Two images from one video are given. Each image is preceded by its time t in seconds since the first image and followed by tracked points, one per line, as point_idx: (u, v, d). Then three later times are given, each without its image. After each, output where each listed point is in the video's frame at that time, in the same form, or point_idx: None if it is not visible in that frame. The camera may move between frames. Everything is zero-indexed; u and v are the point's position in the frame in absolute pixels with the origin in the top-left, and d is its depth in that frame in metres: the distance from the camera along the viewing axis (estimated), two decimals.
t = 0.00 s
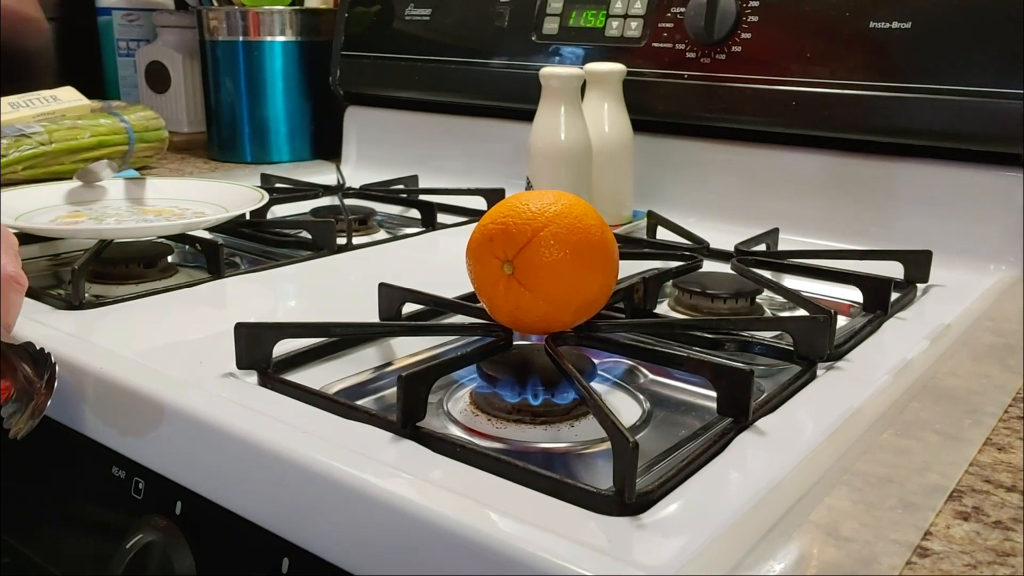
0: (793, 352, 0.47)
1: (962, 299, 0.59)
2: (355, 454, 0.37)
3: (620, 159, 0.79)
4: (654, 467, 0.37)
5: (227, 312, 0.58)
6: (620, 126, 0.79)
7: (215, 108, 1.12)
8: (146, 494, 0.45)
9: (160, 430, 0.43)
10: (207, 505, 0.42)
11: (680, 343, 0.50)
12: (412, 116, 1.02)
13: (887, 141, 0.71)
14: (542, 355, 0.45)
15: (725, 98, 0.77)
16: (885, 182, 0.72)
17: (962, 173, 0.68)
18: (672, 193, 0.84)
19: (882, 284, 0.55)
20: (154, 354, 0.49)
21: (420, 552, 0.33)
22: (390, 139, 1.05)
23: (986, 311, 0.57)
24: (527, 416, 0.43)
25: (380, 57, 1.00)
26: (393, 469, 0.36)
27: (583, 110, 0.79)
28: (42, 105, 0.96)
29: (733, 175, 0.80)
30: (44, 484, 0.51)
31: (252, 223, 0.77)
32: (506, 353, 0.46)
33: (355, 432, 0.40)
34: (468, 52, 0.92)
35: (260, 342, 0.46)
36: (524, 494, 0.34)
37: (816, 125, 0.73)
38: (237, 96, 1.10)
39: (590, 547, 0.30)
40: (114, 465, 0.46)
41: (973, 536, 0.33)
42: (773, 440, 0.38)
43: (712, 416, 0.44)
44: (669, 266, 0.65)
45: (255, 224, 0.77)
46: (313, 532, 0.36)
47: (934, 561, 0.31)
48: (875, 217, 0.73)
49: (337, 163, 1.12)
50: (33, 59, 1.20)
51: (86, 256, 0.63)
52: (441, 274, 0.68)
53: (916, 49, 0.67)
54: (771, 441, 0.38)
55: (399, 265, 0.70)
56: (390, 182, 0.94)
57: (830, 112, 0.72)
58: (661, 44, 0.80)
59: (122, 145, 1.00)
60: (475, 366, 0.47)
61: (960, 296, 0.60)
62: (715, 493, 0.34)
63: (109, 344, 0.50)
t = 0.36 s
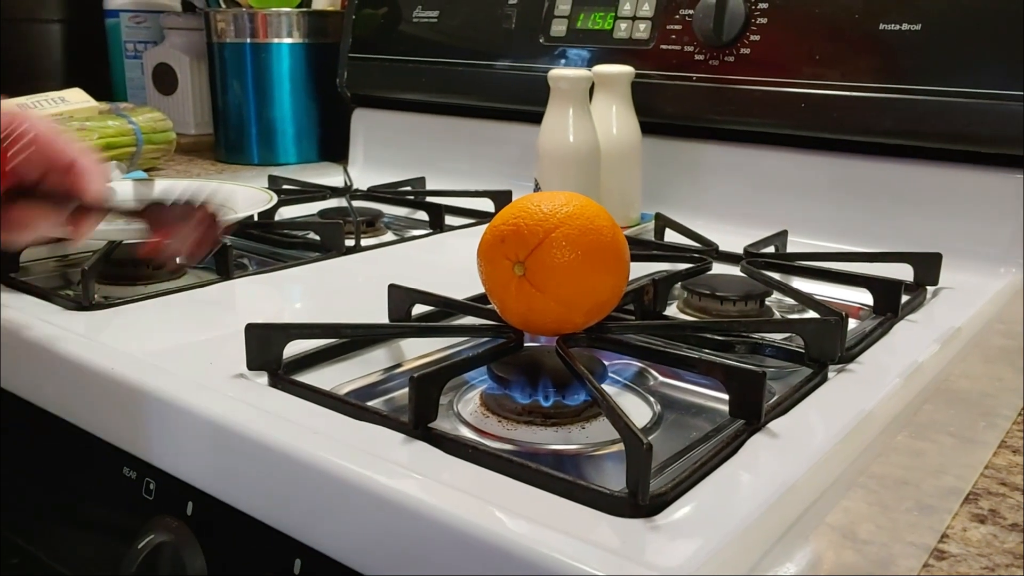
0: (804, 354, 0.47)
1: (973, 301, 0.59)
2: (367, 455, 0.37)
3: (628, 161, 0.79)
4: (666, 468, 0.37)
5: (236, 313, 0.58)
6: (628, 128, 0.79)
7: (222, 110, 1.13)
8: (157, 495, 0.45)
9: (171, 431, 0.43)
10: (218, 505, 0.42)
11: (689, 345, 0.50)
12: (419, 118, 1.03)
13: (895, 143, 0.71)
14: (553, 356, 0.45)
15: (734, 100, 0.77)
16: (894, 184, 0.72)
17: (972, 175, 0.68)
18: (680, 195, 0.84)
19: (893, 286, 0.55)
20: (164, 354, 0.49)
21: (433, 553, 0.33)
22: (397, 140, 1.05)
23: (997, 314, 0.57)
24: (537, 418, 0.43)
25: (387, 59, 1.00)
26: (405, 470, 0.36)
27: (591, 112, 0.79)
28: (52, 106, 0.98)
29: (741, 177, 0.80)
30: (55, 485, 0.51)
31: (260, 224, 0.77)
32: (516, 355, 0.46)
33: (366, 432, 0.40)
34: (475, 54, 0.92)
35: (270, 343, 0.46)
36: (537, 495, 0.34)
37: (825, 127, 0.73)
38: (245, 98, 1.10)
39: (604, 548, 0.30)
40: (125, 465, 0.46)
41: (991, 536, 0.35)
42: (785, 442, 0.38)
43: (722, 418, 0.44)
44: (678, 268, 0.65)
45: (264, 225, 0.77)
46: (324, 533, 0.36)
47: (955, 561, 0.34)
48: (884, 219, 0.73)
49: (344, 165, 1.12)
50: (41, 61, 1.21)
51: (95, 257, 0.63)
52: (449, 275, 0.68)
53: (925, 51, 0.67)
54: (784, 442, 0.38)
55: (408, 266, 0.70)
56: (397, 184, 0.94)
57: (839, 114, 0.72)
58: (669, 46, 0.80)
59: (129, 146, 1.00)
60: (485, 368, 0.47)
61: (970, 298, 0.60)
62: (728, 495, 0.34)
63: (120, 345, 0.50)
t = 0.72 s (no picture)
0: (809, 356, 0.46)
1: (979, 303, 0.59)
2: (372, 456, 0.37)
3: (632, 162, 0.79)
4: (671, 470, 0.37)
5: (241, 313, 0.58)
6: (632, 129, 0.79)
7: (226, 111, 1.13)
8: (161, 495, 0.45)
9: (177, 430, 0.42)
10: (223, 505, 0.42)
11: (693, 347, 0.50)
12: (423, 119, 1.03)
13: (901, 146, 0.71)
14: (558, 357, 0.45)
15: (740, 102, 0.76)
16: (899, 186, 0.72)
17: (977, 177, 0.68)
18: (684, 196, 0.84)
19: (899, 288, 0.54)
20: (170, 354, 0.49)
21: (437, 553, 0.33)
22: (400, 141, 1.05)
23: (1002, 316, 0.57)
24: (543, 419, 0.43)
25: (391, 60, 1.00)
26: (410, 471, 0.36)
27: (595, 113, 0.79)
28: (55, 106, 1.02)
29: (746, 179, 0.80)
30: (60, 485, 0.51)
31: (264, 225, 0.77)
32: (521, 356, 0.46)
33: (371, 433, 0.40)
34: (479, 55, 0.92)
35: (275, 344, 0.46)
36: (542, 497, 0.34)
37: (830, 128, 0.73)
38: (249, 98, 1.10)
39: (610, 549, 0.30)
40: (130, 465, 0.46)
41: (994, 541, 0.39)
42: (791, 443, 0.38)
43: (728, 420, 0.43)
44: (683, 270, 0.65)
45: (268, 226, 0.77)
46: (329, 533, 0.36)
47: (960, 565, 0.37)
48: (889, 221, 0.73)
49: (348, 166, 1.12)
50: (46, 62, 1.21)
51: (100, 257, 0.63)
52: (453, 276, 0.68)
53: (930, 53, 0.67)
54: (790, 444, 0.37)
55: (412, 267, 0.70)
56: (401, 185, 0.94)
57: (844, 116, 0.71)
58: (674, 48, 0.80)
59: (134, 147, 1.00)
60: (490, 368, 0.47)
61: (976, 300, 0.60)
62: (734, 496, 0.33)
63: (125, 345, 0.50)
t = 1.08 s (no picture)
0: (813, 361, 0.47)
1: (982, 308, 0.59)
2: (377, 462, 0.37)
3: (636, 166, 0.79)
4: (675, 477, 0.37)
5: (246, 318, 0.58)
6: (636, 133, 0.79)
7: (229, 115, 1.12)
8: (167, 500, 0.45)
9: (183, 436, 0.43)
10: (229, 511, 0.42)
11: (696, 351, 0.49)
12: (427, 123, 1.03)
13: (904, 151, 0.71)
14: (562, 363, 0.45)
15: (743, 107, 0.77)
16: (903, 191, 0.72)
17: (980, 182, 0.68)
18: (688, 200, 0.85)
19: (902, 293, 0.54)
20: (175, 359, 0.50)
21: (442, 560, 0.33)
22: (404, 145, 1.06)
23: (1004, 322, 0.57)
24: (547, 425, 0.43)
25: (395, 64, 1.00)
26: (416, 477, 0.36)
27: (599, 118, 0.79)
28: (62, 110, 1.03)
29: (750, 183, 0.80)
30: (66, 489, 0.52)
31: (269, 230, 0.78)
32: (525, 361, 0.46)
33: (377, 438, 0.40)
34: (483, 59, 0.92)
35: (280, 349, 0.46)
36: (546, 503, 0.34)
37: (833, 133, 0.73)
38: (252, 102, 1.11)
39: (614, 556, 0.30)
40: (136, 470, 0.46)
41: (998, 547, 0.41)
42: (795, 449, 0.38)
43: (731, 426, 0.44)
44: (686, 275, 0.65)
45: (273, 230, 0.78)
46: (333, 539, 0.37)
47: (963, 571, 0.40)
48: (893, 226, 0.73)
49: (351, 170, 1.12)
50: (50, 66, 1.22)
51: (105, 262, 0.63)
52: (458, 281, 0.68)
53: (934, 58, 0.67)
54: (794, 450, 0.38)
55: (416, 272, 0.71)
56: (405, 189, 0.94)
57: (847, 121, 0.72)
58: (677, 52, 0.80)
59: (138, 151, 1.00)
60: (494, 374, 0.47)
61: (979, 305, 0.60)
62: (737, 503, 0.34)
63: (131, 350, 0.51)
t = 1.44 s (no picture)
0: (816, 362, 0.47)
1: (984, 310, 0.59)
2: (379, 462, 0.37)
3: (639, 167, 0.79)
4: (677, 478, 0.37)
5: (248, 319, 0.58)
6: (639, 135, 0.79)
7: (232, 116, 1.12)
8: (170, 500, 0.45)
9: (186, 437, 0.43)
10: (232, 511, 0.42)
11: (699, 352, 0.49)
12: (430, 124, 1.03)
13: (907, 152, 0.71)
14: (565, 364, 0.45)
15: (746, 108, 0.77)
16: (906, 192, 0.72)
17: (983, 183, 0.68)
18: (691, 201, 0.85)
19: (905, 295, 0.54)
20: (178, 360, 0.50)
21: (444, 560, 0.33)
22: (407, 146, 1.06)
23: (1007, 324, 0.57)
24: (550, 426, 0.43)
25: (397, 65, 1.00)
26: (419, 478, 0.36)
27: (602, 119, 0.79)
28: (65, 111, 1.03)
29: (753, 184, 0.80)
30: (69, 489, 0.52)
31: (272, 230, 0.78)
32: (528, 362, 0.46)
33: (379, 439, 0.40)
34: (486, 61, 0.92)
35: (283, 350, 0.46)
36: (548, 504, 0.34)
37: (836, 134, 0.73)
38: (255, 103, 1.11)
39: (616, 558, 0.30)
40: (139, 470, 0.46)
41: (1002, 548, 0.42)
42: (797, 451, 0.38)
43: (734, 427, 0.44)
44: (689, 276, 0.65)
45: (275, 231, 0.78)
46: (335, 539, 0.37)
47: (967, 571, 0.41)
48: (896, 227, 0.73)
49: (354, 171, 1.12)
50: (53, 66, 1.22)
51: (108, 262, 0.63)
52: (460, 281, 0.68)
53: (937, 59, 0.67)
54: (797, 451, 0.37)
55: (418, 273, 0.71)
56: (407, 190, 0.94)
57: (850, 122, 0.72)
58: (680, 54, 0.80)
59: (142, 151, 1.00)
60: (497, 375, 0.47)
61: (982, 306, 0.60)
62: (740, 504, 0.33)
63: (135, 350, 0.51)
